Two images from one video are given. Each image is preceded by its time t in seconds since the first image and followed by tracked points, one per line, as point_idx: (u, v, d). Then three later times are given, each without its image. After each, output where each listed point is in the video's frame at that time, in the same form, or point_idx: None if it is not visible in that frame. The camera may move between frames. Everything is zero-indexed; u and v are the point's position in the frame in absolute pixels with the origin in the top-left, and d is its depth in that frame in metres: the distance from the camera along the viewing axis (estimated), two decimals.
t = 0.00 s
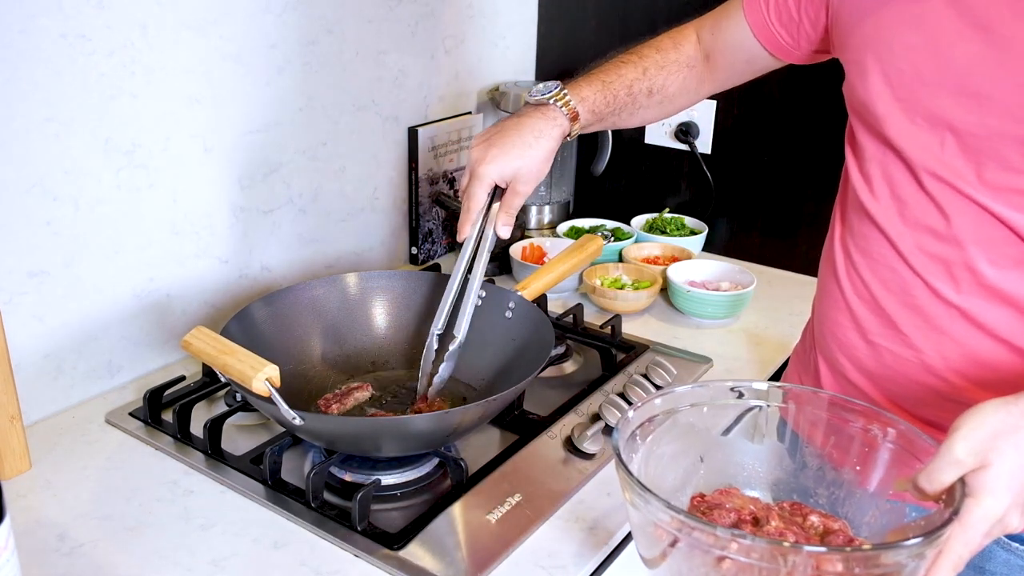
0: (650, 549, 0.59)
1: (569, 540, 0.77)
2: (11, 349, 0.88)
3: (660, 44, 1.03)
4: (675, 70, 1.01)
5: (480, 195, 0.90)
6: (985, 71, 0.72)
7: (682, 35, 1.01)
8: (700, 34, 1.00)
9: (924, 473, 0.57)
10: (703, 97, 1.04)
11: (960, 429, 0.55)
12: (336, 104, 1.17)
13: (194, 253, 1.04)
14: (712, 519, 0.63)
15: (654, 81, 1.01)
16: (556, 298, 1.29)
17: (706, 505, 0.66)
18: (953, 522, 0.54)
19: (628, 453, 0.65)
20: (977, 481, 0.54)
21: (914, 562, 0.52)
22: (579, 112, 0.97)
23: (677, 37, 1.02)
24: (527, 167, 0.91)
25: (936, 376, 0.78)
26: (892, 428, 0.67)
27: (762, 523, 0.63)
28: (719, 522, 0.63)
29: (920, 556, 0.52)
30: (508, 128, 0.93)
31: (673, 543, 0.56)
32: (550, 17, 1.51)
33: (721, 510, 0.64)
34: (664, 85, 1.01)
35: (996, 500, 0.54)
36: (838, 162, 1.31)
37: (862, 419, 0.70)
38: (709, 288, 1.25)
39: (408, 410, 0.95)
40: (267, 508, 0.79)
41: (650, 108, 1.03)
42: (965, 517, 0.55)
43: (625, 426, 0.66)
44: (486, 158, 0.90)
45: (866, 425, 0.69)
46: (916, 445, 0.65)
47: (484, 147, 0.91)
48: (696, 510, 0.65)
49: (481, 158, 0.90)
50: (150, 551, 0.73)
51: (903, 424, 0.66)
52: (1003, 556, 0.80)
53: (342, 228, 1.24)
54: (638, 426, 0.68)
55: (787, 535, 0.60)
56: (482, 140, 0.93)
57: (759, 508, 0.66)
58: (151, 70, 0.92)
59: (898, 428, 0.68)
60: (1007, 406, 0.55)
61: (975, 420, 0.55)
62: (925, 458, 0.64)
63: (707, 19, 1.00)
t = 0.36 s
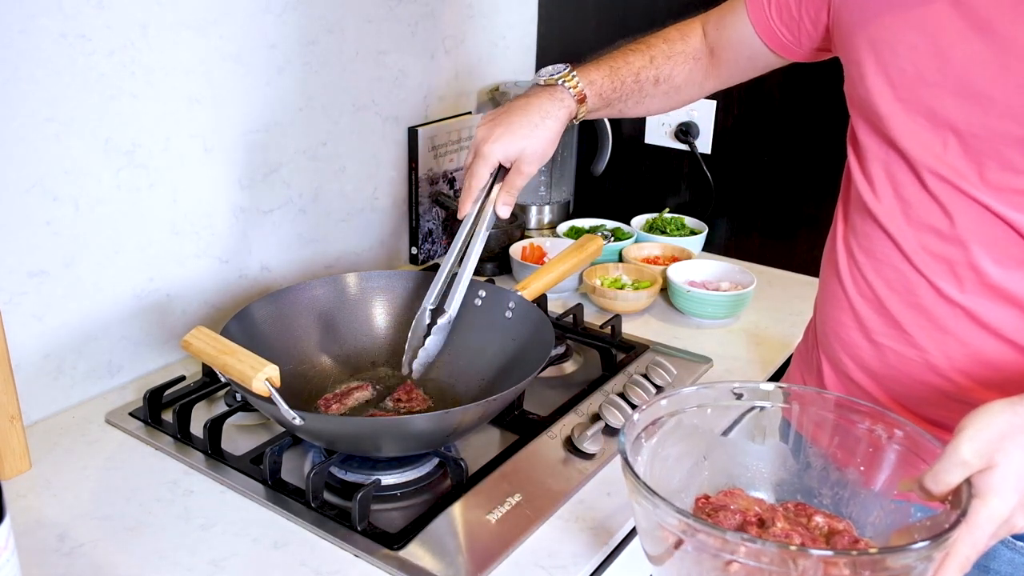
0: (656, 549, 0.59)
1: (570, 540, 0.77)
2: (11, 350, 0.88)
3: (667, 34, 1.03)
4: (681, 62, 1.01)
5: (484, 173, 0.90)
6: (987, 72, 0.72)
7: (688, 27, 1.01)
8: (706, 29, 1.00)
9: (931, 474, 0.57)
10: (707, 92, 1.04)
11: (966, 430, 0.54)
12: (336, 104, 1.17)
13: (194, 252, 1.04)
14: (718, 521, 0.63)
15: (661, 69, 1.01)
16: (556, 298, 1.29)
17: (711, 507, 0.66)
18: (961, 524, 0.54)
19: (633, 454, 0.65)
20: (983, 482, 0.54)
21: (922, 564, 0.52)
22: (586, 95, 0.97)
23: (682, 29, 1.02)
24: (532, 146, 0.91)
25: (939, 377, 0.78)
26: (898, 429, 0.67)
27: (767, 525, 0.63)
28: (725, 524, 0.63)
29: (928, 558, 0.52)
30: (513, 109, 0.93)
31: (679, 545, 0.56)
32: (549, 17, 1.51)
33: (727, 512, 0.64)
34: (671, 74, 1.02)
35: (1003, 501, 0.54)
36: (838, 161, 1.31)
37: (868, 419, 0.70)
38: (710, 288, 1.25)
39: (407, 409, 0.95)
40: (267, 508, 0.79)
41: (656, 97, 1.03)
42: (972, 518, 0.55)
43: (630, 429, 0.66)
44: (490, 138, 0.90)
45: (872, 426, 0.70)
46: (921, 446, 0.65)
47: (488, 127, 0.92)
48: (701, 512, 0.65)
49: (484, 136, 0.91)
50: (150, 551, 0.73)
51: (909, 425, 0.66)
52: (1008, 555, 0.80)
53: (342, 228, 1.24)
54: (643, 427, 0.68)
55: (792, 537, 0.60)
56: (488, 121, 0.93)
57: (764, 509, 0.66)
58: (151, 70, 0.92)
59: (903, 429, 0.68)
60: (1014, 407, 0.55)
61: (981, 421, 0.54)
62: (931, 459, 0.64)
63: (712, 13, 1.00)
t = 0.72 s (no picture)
0: (656, 547, 0.59)
1: (570, 539, 0.77)
2: (11, 350, 0.88)
3: (658, 48, 1.03)
4: (676, 76, 1.01)
5: (478, 200, 0.91)
6: (986, 73, 0.72)
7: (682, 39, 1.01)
8: (701, 38, 1.00)
9: (929, 472, 0.57)
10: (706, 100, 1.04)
11: (963, 428, 0.55)
12: (336, 104, 1.17)
13: (194, 252, 1.04)
14: (717, 518, 0.63)
15: (655, 86, 1.01)
16: (556, 298, 1.29)
17: (711, 504, 0.66)
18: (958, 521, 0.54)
19: (632, 452, 0.65)
20: (981, 480, 0.54)
21: (917, 561, 0.52)
22: (581, 120, 0.97)
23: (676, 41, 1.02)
24: (527, 175, 0.91)
25: (939, 376, 0.78)
26: (896, 427, 0.67)
27: (767, 522, 0.63)
28: (724, 521, 0.63)
29: (924, 554, 0.52)
30: (510, 135, 0.93)
31: (678, 541, 0.56)
32: (549, 17, 1.51)
33: (726, 510, 0.64)
34: (667, 89, 1.02)
35: (1000, 499, 0.54)
36: (838, 161, 1.31)
37: (866, 417, 0.70)
38: (709, 288, 1.25)
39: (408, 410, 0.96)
40: (267, 508, 0.79)
41: (653, 112, 1.03)
42: (969, 515, 0.55)
43: (630, 428, 0.66)
44: (485, 164, 0.90)
45: (871, 424, 0.69)
46: (920, 444, 0.65)
47: (484, 152, 0.92)
48: (701, 509, 0.65)
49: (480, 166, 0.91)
50: (150, 551, 0.73)
51: (906, 423, 0.66)
52: (1006, 553, 0.80)
53: (342, 228, 1.24)
54: (643, 426, 0.67)
55: (791, 534, 0.60)
56: (484, 145, 0.94)
57: (764, 507, 0.66)
58: (151, 70, 0.92)
59: (901, 427, 0.68)
60: (1011, 406, 0.55)
61: (979, 419, 0.55)
62: (929, 458, 0.63)
63: (706, 23, 1.00)
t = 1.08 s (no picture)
0: (651, 549, 0.59)
1: (569, 539, 0.77)
2: (11, 350, 0.88)
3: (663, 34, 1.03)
4: (680, 65, 1.01)
5: (475, 169, 0.91)
6: (986, 73, 0.72)
7: (687, 27, 1.02)
8: (706, 27, 1.00)
9: (922, 474, 0.57)
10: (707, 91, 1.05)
11: (958, 431, 0.55)
12: (336, 104, 1.17)
13: (194, 252, 1.04)
14: (711, 518, 0.63)
15: (656, 69, 1.02)
16: (556, 298, 1.29)
17: (705, 504, 0.66)
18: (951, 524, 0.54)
19: (628, 452, 0.65)
20: (975, 483, 0.54)
21: (911, 563, 0.52)
22: (576, 95, 0.98)
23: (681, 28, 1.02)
24: (524, 147, 0.92)
25: (938, 377, 0.77)
26: (891, 428, 0.68)
27: (760, 522, 0.63)
28: (719, 521, 0.63)
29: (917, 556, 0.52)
30: (508, 109, 0.95)
31: (672, 543, 0.56)
32: (550, 17, 1.51)
33: (721, 509, 0.64)
34: (667, 73, 1.02)
35: (994, 501, 0.54)
36: (838, 161, 1.31)
37: (861, 418, 0.70)
38: (709, 288, 1.25)
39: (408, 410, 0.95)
40: (267, 508, 0.79)
41: (652, 95, 1.03)
42: (963, 518, 0.54)
43: (625, 426, 0.66)
44: (483, 135, 0.92)
45: (866, 425, 0.69)
46: (914, 445, 0.65)
47: (482, 124, 0.93)
48: (696, 509, 0.65)
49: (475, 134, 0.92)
50: (151, 551, 0.74)
51: (901, 424, 0.66)
52: (1003, 554, 0.80)
53: (342, 228, 1.24)
54: (638, 426, 0.68)
55: (785, 535, 0.60)
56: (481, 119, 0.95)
57: (758, 507, 0.66)
58: (151, 70, 0.92)
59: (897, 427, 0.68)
60: (1005, 409, 0.55)
61: (972, 422, 0.55)
62: (923, 459, 0.64)
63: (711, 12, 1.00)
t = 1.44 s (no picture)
0: (653, 548, 0.59)
1: (570, 540, 0.77)
2: (11, 350, 0.88)
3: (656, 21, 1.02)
4: (669, 55, 1.01)
5: (450, 156, 0.90)
6: (988, 72, 0.72)
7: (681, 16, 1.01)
8: (699, 17, 1.00)
9: (926, 472, 0.57)
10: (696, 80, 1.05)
11: (962, 428, 0.55)
12: (335, 104, 1.17)
13: (194, 252, 1.04)
14: (714, 517, 0.63)
15: (643, 60, 1.01)
16: (556, 298, 1.29)
17: (708, 503, 0.66)
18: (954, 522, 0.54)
19: (629, 450, 0.65)
20: (978, 481, 0.54)
21: (915, 561, 0.52)
22: (561, 87, 0.96)
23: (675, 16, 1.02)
24: (502, 134, 0.91)
25: (940, 376, 0.77)
26: (894, 426, 0.68)
27: (763, 521, 0.63)
28: (722, 520, 0.63)
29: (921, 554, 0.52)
30: (490, 92, 0.93)
31: (675, 541, 0.56)
32: (549, 17, 1.51)
33: (723, 508, 0.64)
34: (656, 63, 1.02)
35: (998, 499, 0.54)
36: (838, 161, 1.31)
37: (864, 416, 0.70)
38: (709, 288, 1.25)
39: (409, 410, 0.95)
40: (267, 508, 0.79)
41: (638, 86, 1.03)
42: (967, 516, 0.54)
43: (626, 425, 0.66)
44: (460, 120, 0.90)
45: (868, 423, 0.70)
46: (917, 443, 0.65)
47: (461, 109, 0.91)
48: (698, 508, 0.65)
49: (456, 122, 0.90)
50: (151, 551, 0.73)
51: (903, 422, 0.67)
52: (1007, 555, 0.80)
53: (342, 228, 1.24)
54: (640, 425, 0.68)
55: (788, 533, 0.61)
56: (462, 100, 0.93)
57: (761, 506, 0.66)
58: (151, 70, 0.92)
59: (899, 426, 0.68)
60: (1008, 406, 0.55)
61: (976, 420, 0.55)
62: (926, 456, 0.64)
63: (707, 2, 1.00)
